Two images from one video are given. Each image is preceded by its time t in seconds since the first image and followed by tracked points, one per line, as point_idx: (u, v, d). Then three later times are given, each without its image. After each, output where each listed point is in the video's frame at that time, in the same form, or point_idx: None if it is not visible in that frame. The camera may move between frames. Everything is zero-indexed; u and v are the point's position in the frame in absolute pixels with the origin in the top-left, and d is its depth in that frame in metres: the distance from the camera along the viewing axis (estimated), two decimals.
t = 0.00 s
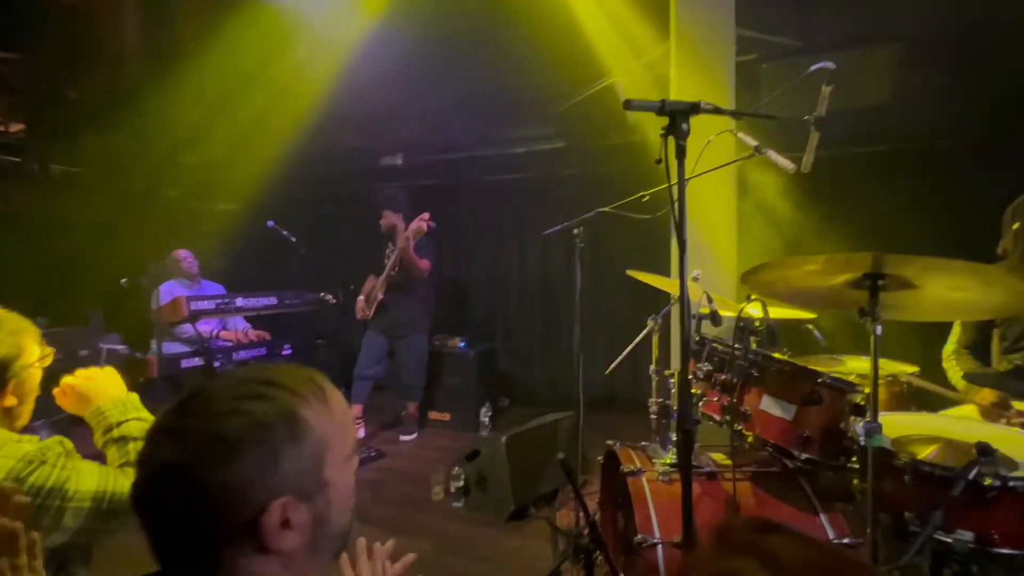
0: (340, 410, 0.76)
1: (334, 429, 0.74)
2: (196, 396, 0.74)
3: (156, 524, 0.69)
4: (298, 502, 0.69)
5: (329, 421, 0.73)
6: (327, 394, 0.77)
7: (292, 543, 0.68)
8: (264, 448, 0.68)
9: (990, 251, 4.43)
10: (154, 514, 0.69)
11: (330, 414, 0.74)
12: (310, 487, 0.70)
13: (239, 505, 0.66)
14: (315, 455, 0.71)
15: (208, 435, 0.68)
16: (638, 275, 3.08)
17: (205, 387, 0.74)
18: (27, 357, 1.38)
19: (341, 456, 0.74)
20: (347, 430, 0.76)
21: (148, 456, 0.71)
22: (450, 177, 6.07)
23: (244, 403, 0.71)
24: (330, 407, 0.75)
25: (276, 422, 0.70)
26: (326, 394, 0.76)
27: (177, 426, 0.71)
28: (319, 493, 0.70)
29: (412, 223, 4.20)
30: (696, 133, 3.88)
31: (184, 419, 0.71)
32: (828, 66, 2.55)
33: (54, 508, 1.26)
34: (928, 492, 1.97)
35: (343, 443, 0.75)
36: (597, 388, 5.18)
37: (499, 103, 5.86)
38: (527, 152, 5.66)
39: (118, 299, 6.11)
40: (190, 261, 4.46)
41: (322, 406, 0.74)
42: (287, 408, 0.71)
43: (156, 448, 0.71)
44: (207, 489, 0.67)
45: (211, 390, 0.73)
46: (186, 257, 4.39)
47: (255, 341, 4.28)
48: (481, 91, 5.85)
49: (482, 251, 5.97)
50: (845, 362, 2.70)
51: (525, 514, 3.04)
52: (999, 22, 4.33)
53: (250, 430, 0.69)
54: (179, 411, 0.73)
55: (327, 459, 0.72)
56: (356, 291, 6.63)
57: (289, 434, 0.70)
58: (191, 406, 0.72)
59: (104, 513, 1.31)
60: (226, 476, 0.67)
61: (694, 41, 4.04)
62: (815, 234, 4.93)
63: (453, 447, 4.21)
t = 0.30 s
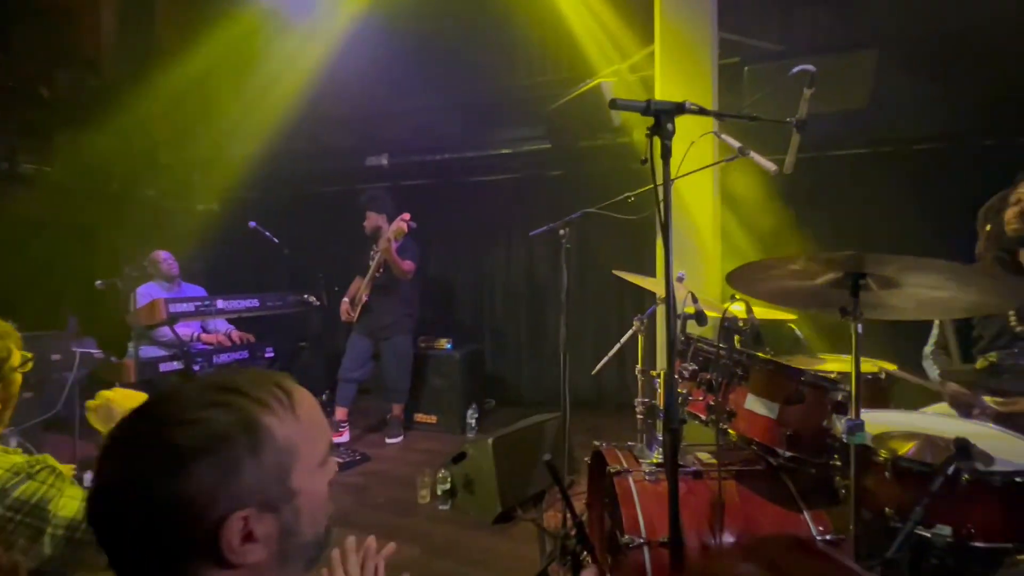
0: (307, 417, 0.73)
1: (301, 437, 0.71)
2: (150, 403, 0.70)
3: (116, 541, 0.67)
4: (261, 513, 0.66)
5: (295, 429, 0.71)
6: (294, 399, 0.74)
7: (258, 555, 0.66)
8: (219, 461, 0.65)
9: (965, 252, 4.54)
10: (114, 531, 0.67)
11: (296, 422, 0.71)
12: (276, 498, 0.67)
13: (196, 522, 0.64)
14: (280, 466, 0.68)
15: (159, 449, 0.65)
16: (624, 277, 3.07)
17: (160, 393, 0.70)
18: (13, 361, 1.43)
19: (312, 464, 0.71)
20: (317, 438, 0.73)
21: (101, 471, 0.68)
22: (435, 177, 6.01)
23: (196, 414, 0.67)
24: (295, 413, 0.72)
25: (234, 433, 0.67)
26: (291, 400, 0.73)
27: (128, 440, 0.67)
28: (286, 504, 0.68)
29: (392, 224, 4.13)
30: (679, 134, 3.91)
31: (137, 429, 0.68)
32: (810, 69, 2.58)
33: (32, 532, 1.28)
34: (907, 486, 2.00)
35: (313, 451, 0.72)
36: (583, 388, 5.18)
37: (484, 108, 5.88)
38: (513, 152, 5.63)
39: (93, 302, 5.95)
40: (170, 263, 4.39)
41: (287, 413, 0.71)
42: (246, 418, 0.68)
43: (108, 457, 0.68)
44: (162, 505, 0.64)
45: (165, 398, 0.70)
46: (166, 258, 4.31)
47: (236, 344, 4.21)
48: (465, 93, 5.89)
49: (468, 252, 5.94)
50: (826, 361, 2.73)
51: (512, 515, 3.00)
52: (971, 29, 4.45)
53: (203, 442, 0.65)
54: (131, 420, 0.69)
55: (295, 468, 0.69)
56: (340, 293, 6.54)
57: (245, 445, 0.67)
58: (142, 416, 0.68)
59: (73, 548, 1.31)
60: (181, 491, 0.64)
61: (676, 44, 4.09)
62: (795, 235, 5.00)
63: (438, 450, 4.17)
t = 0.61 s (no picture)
0: (265, 417, 0.71)
1: (258, 439, 0.69)
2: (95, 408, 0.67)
3: (68, 556, 0.65)
4: (217, 520, 0.65)
5: (252, 431, 0.69)
6: (249, 400, 0.71)
7: (217, 560, 0.66)
8: (167, 469, 0.63)
9: (944, 242, 4.60)
10: (63, 545, 0.65)
11: (252, 423, 0.69)
12: (233, 502, 0.66)
13: (149, 532, 0.62)
14: (235, 469, 0.66)
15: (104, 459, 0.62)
16: (611, 270, 3.07)
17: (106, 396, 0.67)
18: None
19: (272, 466, 0.70)
20: (277, 438, 0.71)
21: (44, 485, 0.65)
22: (419, 171, 5.93)
23: (142, 421, 0.64)
24: (251, 414, 0.70)
25: (183, 439, 0.64)
26: (247, 401, 0.71)
27: (68, 450, 0.64)
28: (247, 507, 0.67)
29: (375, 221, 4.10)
30: (664, 125, 3.91)
31: (80, 437, 0.64)
32: (792, 59, 2.58)
33: None
34: (889, 473, 2.03)
35: (273, 452, 0.70)
36: (571, 382, 5.19)
37: (467, 100, 5.93)
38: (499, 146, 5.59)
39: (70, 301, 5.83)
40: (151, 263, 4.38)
41: (243, 416, 0.69)
42: (197, 422, 0.65)
43: (50, 466, 0.65)
44: (113, 517, 0.62)
45: (110, 401, 0.66)
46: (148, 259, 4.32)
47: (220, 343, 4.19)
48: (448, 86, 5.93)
49: (455, 246, 5.90)
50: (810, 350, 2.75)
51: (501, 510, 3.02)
52: (951, 22, 4.51)
53: (151, 449, 0.63)
54: (73, 426, 0.66)
55: (254, 470, 0.68)
56: (326, 289, 6.47)
57: (196, 452, 0.64)
58: (84, 424, 0.65)
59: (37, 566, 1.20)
60: (130, 501, 0.62)
61: (660, 36, 4.11)
62: (780, 227, 5.04)
63: (427, 446, 4.16)
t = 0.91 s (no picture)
0: (227, 416, 0.68)
1: (218, 439, 0.66)
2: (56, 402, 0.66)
3: (28, 550, 0.64)
4: (173, 522, 0.64)
5: (212, 431, 0.66)
6: (212, 397, 0.69)
7: (175, 563, 0.64)
8: (122, 467, 0.62)
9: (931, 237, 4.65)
10: (23, 542, 0.64)
11: (213, 422, 0.67)
12: (191, 505, 0.64)
13: (104, 529, 0.61)
14: (192, 471, 0.64)
15: (58, 458, 0.62)
16: (601, 264, 3.06)
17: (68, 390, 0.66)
18: None
19: (237, 467, 0.67)
20: (242, 437, 0.68)
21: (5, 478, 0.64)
22: (409, 165, 5.87)
23: (97, 419, 0.63)
24: (212, 413, 0.67)
25: (138, 440, 0.62)
26: (209, 398, 0.68)
27: (26, 447, 0.63)
28: (209, 509, 0.65)
29: (367, 214, 4.07)
30: (655, 119, 3.91)
31: (40, 432, 0.63)
32: (782, 52, 2.57)
33: None
34: (877, 462, 2.05)
35: (238, 453, 0.68)
36: (562, 376, 5.20)
37: (459, 93, 5.84)
38: (489, 141, 5.55)
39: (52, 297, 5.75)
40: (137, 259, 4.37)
41: (202, 414, 0.67)
42: (155, 422, 0.64)
43: (11, 459, 0.64)
44: (71, 512, 0.62)
45: (72, 396, 0.65)
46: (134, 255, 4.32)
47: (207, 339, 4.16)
48: (438, 80, 5.87)
49: (446, 241, 5.87)
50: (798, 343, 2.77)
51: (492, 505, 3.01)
52: (938, 18, 4.54)
53: (105, 451, 0.62)
54: (35, 419, 0.65)
55: (216, 472, 0.65)
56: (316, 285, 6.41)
57: (149, 454, 0.63)
58: (43, 421, 0.64)
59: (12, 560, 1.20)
60: (86, 498, 0.61)
61: (651, 29, 4.12)
62: (770, 222, 5.05)
63: (418, 442, 4.15)
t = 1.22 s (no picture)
0: (191, 413, 0.71)
1: (182, 436, 0.69)
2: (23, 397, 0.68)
3: None
4: (132, 521, 0.65)
5: (175, 429, 0.69)
6: (177, 395, 0.71)
7: (134, 563, 0.66)
8: (84, 464, 0.64)
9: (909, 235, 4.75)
10: None
11: (176, 419, 0.69)
12: (154, 504, 0.66)
13: (66, 524, 0.63)
14: (154, 468, 0.66)
15: (20, 455, 0.64)
16: (588, 261, 3.08)
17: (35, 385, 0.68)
18: None
19: (202, 465, 0.69)
20: (207, 435, 0.71)
21: None
22: (396, 161, 5.82)
23: (62, 415, 0.65)
24: (177, 410, 0.70)
25: (100, 436, 0.65)
26: (174, 396, 0.71)
27: None
28: (173, 508, 0.67)
29: (353, 211, 4.00)
30: (641, 116, 3.94)
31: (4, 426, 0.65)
32: (767, 50, 2.58)
33: None
34: (856, 456, 2.10)
35: (204, 450, 0.70)
36: (550, 373, 5.22)
37: (447, 88, 5.72)
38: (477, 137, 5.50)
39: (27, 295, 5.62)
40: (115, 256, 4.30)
41: (167, 411, 0.69)
42: (118, 419, 0.66)
43: None
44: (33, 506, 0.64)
45: (39, 390, 0.68)
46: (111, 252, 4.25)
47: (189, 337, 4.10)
48: (425, 75, 5.78)
49: (433, 237, 5.84)
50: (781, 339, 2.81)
51: (477, 503, 2.99)
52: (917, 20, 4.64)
53: (68, 447, 0.64)
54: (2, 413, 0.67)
55: (179, 470, 0.67)
56: (301, 282, 6.34)
57: (113, 450, 0.65)
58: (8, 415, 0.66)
59: None
60: (48, 493, 0.63)
61: (638, 28, 4.13)
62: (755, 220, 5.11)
63: (405, 440, 4.14)
